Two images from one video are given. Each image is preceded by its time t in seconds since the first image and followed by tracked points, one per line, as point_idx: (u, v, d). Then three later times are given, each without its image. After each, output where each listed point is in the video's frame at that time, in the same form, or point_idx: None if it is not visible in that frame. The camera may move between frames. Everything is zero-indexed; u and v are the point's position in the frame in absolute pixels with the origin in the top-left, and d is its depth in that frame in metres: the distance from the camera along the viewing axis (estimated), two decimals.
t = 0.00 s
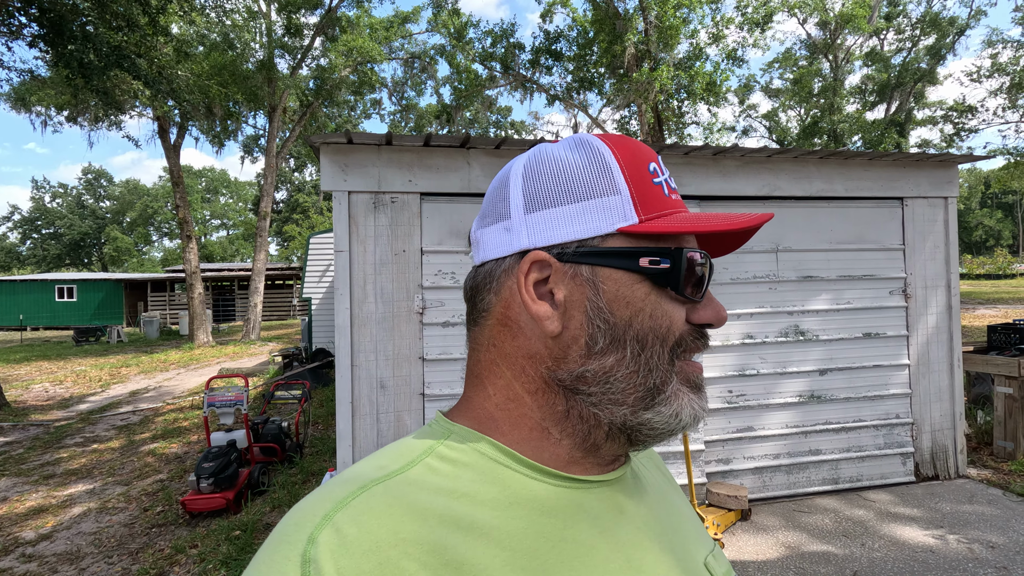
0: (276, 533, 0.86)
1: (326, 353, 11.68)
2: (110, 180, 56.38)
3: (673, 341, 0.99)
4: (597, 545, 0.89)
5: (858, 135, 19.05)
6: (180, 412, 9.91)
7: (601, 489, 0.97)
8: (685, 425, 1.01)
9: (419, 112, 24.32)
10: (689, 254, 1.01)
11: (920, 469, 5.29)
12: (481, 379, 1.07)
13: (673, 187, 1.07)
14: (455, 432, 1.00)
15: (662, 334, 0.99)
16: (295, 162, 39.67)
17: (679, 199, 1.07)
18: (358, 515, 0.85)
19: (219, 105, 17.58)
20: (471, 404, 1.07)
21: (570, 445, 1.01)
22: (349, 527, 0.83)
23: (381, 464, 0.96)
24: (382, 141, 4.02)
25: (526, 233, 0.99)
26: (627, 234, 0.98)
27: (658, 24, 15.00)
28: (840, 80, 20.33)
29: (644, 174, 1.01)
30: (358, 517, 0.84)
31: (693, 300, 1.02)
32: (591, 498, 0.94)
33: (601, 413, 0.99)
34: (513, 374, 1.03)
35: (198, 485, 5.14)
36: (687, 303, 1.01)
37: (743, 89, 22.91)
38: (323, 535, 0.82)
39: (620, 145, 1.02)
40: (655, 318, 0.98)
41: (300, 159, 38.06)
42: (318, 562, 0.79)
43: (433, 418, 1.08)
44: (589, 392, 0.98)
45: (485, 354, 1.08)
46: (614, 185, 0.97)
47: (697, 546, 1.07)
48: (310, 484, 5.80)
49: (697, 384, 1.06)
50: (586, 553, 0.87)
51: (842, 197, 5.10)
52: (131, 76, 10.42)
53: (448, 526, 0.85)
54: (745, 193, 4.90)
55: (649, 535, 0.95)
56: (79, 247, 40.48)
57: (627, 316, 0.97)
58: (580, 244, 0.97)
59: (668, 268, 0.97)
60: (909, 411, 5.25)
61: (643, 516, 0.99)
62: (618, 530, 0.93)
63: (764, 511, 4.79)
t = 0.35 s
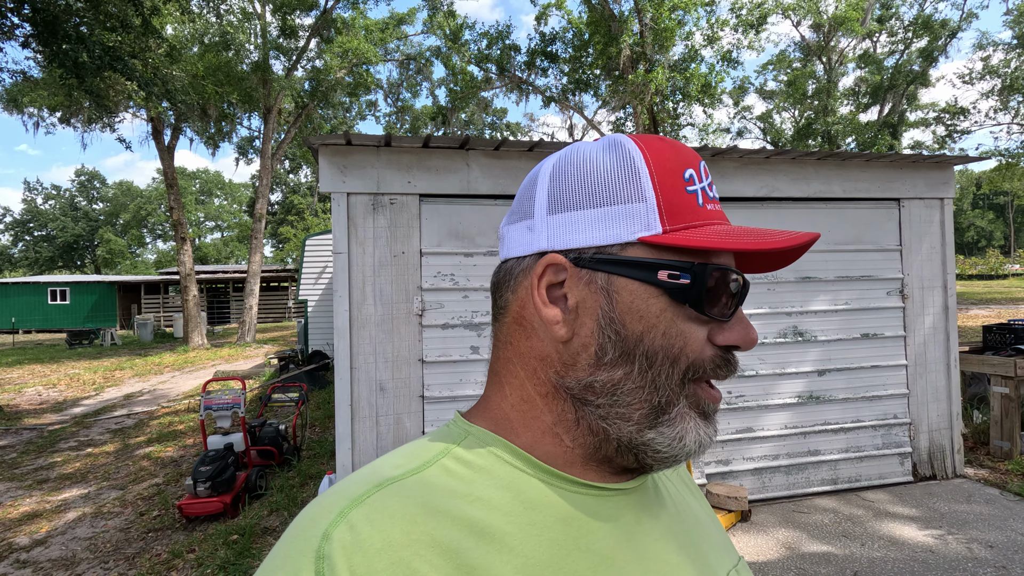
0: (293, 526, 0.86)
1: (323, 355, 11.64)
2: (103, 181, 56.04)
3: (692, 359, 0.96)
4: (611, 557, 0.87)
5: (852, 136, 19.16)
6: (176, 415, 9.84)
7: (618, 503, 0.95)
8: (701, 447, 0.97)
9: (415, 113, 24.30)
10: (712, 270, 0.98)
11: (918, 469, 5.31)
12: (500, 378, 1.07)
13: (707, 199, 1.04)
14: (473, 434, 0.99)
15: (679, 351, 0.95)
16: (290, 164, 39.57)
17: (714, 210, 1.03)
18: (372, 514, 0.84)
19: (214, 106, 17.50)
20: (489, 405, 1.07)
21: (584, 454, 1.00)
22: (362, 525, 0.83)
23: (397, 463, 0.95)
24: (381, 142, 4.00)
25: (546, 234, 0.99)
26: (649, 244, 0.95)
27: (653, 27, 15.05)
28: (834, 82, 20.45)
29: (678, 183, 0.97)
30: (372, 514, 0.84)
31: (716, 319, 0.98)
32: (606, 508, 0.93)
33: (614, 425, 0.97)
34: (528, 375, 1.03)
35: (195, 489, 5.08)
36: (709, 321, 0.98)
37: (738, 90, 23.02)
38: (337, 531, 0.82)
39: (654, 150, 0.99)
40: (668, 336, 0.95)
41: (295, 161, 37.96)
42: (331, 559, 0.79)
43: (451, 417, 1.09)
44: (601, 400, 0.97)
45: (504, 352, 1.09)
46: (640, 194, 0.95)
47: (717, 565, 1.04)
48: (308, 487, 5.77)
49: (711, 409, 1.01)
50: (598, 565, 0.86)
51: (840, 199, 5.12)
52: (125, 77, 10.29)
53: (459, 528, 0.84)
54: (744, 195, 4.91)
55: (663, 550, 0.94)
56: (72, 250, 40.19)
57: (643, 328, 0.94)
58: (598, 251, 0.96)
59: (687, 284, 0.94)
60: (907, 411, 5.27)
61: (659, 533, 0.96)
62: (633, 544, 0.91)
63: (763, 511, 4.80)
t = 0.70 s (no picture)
0: (321, 513, 0.88)
1: (320, 357, 11.61)
2: (96, 183, 55.72)
3: (718, 360, 0.96)
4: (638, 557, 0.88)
5: (846, 138, 19.28)
6: (172, 418, 9.77)
7: (645, 504, 0.96)
8: (728, 456, 0.96)
9: (411, 115, 24.31)
10: (745, 271, 0.97)
11: (915, 468, 5.34)
12: (527, 373, 1.09)
13: (745, 196, 1.02)
14: (500, 429, 1.00)
15: (706, 352, 0.95)
16: (286, 165, 39.45)
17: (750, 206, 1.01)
18: (400, 506, 0.84)
19: (209, 108, 17.45)
20: (515, 400, 1.09)
21: (610, 455, 1.00)
22: (390, 518, 0.83)
23: (424, 456, 0.96)
24: (382, 143, 4.01)
25: (574, 229, 1.00)
26: (680, 240, 0.95)
27: (649, 29, 15.13)
28: (828, 84, 20.58)
29: (714, 179, 0.97)
30: (399, 507, 0.84)
31: (746, 322, 0.97)
32: (633, 510, 0.94)
33: (638, 427, 0.98)
34: (554, 370, 1.05)
35: (193, 492, 5.06)
36: (739, 322, 0.97)
37: (733, 92, 23.15)
38: (364, 523, 0.82)
39: (691, 142, 0.98)
40: (697, 334, 0.95)
41: (290, 163, 37.88)
42: (358, 551, 0.79)
43: (477, 409, 1.10)
44: (623, 401, 0.97)
45: (532, 346, 1.10)
46: (673, 188, 0.94)
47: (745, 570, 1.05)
48: (307, 489, 5.75)
49: (740, 415, 1.00)
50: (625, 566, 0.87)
51: (837, 200, 5.16)
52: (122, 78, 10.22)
53: (485, 526, 0.84)
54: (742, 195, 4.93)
55: (689, 553, 0.94)
56: (65, 251, 39.93)
57: (668, 326, 0.94)
58: (627, 247, 0.96)
59: (718, 283, 0.93)
60: (905, 411, 5.30)
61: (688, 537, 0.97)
62: (660, 547, 0.92)
63: (763, 511, 4.82)
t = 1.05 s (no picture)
0: (324, 474, 0.91)
1: (318, 356, 11.63)
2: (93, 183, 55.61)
3: (705, 346, 0.98)
4: (628, 531, 0.92)
5: (843, 139, 19.39)
6: (170, 416, 9.79)
7: (637, 480, 1.00)
8: (716, 439, 0.99)
9: (409, 115, 24.35)
10: (739, 254, 0.99)
11: (909, 464, 5.41)
12: (527, 346, 1.14)
13: (754, 172, 1.03)
14: (499, 400, 1.04)
15: (692, 337, 0.98)
16: (284, 165, 39.45)
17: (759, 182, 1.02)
18: (399, 474, 0.88)
19: (207, 108, 17.46)
20: (515, 371, 1.14)
21: (603, 431, 1.04)
22: (390, 485, 0.86)
23: (426, 423, 1.00)
24: (382, 141, 4.05)
25: (572, 199, 1.05)
26: (673, 219, 0.98)
27: (646, 30, 15.22)
28: (825, 86, 20.68)
29: (719, 153, 0.98)
30: (398, 474, 0.88)
31: (737, 307, 0.99)
32: (625, 484, 0.98)
33: (627, 405, 1.02)
34: (551, 342, 1.10)
35: (194, 488, 5.10)
36: (730, 307, 0.99)
37: (730, 94, 23.29)
38: (362, 489, 0.85)
39: (701, 113, 0.99)
40: (683, 317, 0.97)
41: (288, 163, 37.89)
42: (355, 515, 0.82)
43: (480, 378, 1.15)
44: (611, 377, 1.01)
45: (533, 319, 1.16)
46: (672, 162, 0.97)
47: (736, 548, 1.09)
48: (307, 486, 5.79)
49: (729, 399, 1.03)
50: (616, 538, 0.91)
51: (832, 199, 5.22)
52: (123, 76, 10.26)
53: (481, 497, 0.89)
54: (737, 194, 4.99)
55: (680, 529, 0.99)
56: (62, 251, 39.85)
57: (656, 307, 0.98)
58: (619, 221, 1.01)
59: (708, 265, 0.95)
60: (898, 407, 5.37)
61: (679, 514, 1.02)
62: (651, 524, 0.96)
63: (758, 506, 4.88)
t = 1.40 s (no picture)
0: (327, 475, 0.97)
1: (318, 355, 11.70)
2: (91, 182, 55.50)
3: (651, 337, 1.02)
4: (627, 515, 0.98)
5: (840, 141, 19.53)
6: (172, 415, 9.86)
7: (637, 468, 1.06)
8: (678, 437, 1.02)
9: (408, 115, 24.44)
10: (671, 236, 1.03)
11: (902, 462, 5.51)
12: (522, 344, 1.23)
13: (696, 147, 1.03)
14: (499, 395, 1.11)
15: (637, 329, 1.03)
16: (283, 165, 39.50)
17: (699, 158, 1.03)
18: (402, 471, 0.94)
19: (207, 108, 17.53)
20: (513, 367, 1.22)
21: (600, 427, 1.10)
22: (393, 480, 0.92)
23: (429, 419, 1.08)
24: (387, 143, 4.13)
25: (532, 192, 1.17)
26: (610, 204, 1.04)
27: (645, 33, 15.35)
28: (822, 88, 20.82)
29: (652, 133, 1.02)
30: (400, 473, 0.93)
31: (681, 293, 1.02)
32: (627, 472, 1.04)
33: (594, 396, 1.08)
34: (536, 337, 1.20)
35: (199, 484, 5.17)
36: (672, 292, 1.02)
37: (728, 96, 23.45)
38: (363, 486, 0.90)
39: (639, 96, 1.04)
40: (624, 308, 1.03)
41: (287, 163, 37.94)
42: (356, 514, 0.87)
43: (481, 374, 1.23)
44: (578, 370, 1.08)
45: (527, 320, 1.25)
46: (604, 150, 1.04)
47: (745, 532, 1.18)
48: (309, 482, 5.87)
49: (701, 395, 1.06)
50: (614, 522, 0.97)
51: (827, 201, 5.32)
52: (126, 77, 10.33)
53: (482, 491, 0.95)
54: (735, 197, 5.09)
55: (678, 518, 1.05)
56: (59, 250, 39.80)
57: (602, 296, 1.05)
58: (568, 213, 1.10)
59: (634, 249, 1.01)
60: (891, 406, 5.47)
61: (680, 502, 1.09)
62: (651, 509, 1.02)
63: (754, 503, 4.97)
